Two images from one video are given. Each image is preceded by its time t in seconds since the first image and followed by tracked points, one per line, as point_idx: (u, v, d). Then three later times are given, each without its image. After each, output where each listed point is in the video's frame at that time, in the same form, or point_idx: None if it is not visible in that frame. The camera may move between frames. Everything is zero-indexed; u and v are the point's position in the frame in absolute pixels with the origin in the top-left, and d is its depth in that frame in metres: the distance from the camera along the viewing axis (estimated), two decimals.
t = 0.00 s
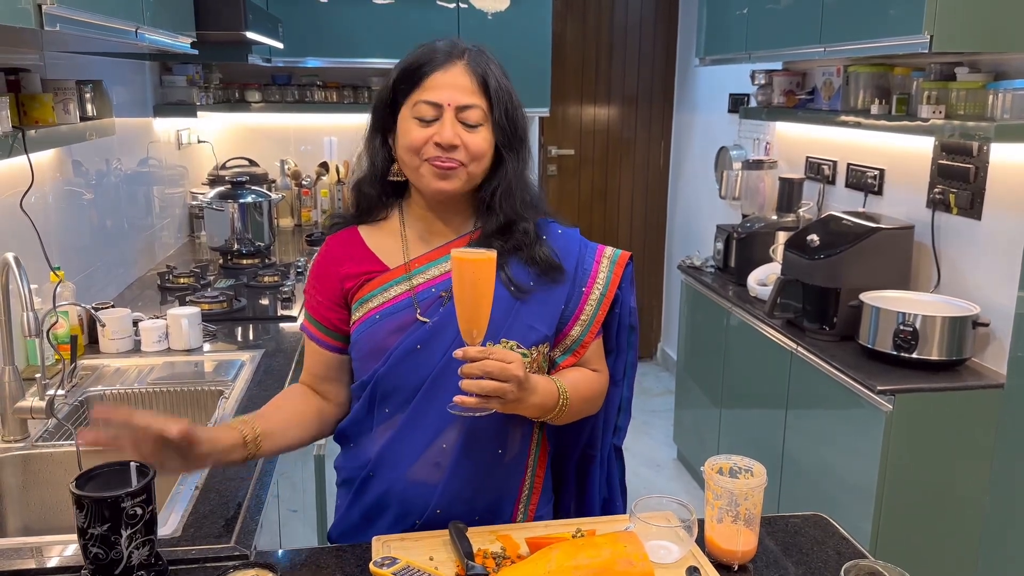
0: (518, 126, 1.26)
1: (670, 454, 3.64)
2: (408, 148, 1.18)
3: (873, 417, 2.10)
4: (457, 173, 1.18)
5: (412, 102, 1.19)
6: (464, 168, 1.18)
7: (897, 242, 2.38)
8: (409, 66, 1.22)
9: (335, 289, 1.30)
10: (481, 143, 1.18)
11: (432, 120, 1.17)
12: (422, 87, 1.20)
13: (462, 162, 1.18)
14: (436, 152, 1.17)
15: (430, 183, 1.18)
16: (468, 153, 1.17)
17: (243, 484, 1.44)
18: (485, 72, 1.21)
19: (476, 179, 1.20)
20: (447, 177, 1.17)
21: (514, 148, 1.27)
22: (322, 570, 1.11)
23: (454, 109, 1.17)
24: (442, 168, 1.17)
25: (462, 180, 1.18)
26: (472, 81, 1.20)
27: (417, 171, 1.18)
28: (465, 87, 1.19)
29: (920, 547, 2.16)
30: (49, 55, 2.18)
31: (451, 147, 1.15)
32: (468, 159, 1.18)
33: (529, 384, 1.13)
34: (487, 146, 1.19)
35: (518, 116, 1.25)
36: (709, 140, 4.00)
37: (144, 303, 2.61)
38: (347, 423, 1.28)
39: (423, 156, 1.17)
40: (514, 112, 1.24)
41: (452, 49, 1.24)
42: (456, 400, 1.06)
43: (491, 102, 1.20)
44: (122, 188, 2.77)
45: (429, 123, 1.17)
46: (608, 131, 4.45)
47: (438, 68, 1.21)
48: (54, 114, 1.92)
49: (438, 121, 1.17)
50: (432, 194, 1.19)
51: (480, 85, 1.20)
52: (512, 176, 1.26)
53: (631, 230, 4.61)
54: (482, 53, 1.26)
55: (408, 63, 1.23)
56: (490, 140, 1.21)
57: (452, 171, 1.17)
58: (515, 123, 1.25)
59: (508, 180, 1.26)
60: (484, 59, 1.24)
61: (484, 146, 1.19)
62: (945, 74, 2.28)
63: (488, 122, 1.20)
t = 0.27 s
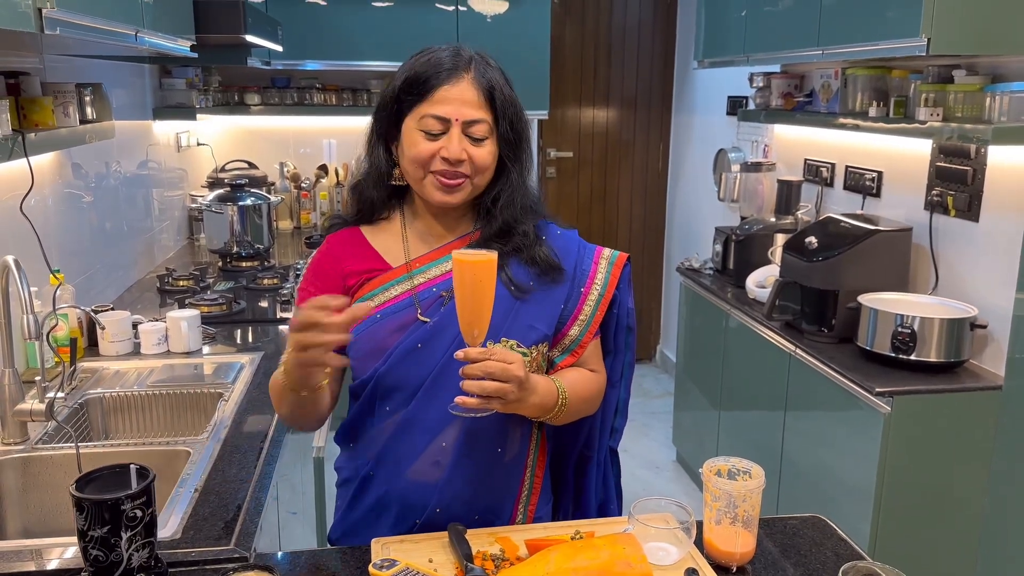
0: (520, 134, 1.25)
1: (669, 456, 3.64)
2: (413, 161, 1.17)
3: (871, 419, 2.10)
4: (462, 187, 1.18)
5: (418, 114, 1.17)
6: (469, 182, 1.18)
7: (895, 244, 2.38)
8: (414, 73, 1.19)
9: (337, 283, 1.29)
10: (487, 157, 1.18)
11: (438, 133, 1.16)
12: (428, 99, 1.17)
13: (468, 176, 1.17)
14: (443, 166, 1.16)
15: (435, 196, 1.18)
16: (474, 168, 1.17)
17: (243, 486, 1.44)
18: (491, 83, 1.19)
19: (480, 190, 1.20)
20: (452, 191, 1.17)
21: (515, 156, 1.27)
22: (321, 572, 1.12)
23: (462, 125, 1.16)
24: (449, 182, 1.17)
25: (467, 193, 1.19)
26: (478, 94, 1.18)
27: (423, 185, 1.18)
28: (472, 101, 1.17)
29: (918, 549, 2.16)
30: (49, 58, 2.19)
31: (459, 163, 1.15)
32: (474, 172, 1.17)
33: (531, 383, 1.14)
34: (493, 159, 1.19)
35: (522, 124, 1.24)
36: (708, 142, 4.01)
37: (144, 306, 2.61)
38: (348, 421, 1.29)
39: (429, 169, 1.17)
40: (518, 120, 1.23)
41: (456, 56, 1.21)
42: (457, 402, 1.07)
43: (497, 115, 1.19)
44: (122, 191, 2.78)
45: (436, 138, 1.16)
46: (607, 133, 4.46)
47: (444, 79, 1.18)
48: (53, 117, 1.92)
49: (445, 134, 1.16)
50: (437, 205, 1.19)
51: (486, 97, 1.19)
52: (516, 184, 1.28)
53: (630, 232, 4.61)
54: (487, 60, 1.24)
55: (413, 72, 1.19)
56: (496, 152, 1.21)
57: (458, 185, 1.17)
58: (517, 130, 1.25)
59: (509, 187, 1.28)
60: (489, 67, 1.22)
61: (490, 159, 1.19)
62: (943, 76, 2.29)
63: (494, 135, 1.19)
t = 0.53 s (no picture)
0: (522, 138, 1.25)
1: (668, 459, 3.64)
2: (414, 162, 1.16)
3: (868, 422, 2.11)
4: (463, 190, 1.17)
5: (419, 116, 1.17)
6: (471, 184, 1.17)
7: (891, 246, 2.38)
8: (415, 76, 1.19)
9: (340, 284, 1.22)
10: (488, 159, 1.18)
11: (439, 135, 1.16)
12: (429, 100, 1.17)
13: (469, 178, 1.17)
14: (444, 168, 1.16)
15: (436, 198, 1.17)
16: (475, 170, 1.17)
17: (240, 488, 1.45)
18: (492, 86, 1.19)
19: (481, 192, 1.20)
20: (453, 193, 1.17)
21: (516, 159, 1.27)
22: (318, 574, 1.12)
23: (463, 126, 1.16)
24: (450, 184, 1.16)
25: (468, 196, 1.18)
26: (480, 96, 1.18)
27: (424, 186, 1.17)
28: (474, 103, 1.17)
29: (915, 551, 2.17)
30: (48, 61, 2.19)
31: (460, 165, 1.14)
32: (474, 174, 1.17)
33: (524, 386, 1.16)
34: (493, 161, 1.19)
35: (523, 127, 1.24)
36: (706, 146, 4.01)
37: (142, 309, 2.61)
38: (349, 423, 1.27)
39: (429, 171, 1.16)
40: (519, 123, 1.23)
41: (457, 59, 1.21)
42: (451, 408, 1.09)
43: (498, 117, 1.19)
44: (120, 194, 2.78)
45: (437, 139, 1.16)
46: (605, 136, 4.47)
47: (445, 81, 1.18)
48: (52, 120, 1.93)
49: (446, 136, 1.16)
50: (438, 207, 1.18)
51: (488, 99, 1.19)
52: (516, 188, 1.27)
53: (628, 234, 4.62)
54: (487, 62, 1.24)
55: (413, 74, 1.19)
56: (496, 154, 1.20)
57: (459, 187, 1.17)
58: (517, 133, 1.24)
59: (509, 192, 1.27)
60: (489, 70, 1.22)
61: (491, 161, 1.19)
62: (938, 80, 2.30)
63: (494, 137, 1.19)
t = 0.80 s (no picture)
0: (522, 143, 1.25)
1: (665, 461, 3.64)
2: (416, 167, 1.17)
3: (864, 424, 2.11)
4: (464, 195, 1.18)
5: (419, 122, 1.17)
6: (472, 189, 1.18)
7: (888, 249, 2.39)
8: (416, 81, 1.19)
9: (340, 287, 1.22)
10: (489, 164, 1.18)
11: (439, 141, 1.16)
12: (430, 106, 1.17)
13: (470, 183, 1.18)
14: (445, 173, 1.16)
15: (437, 204, 1.17)
16: (475, 175, 1.17)
17: (238, 492, 1.45)
18: (493, 91, 1.19)
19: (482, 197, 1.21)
20: (454, 199, 1.17)
21: (517, 164, 1.27)
22: None
23: (464, 132, 1.16)
24: (451, 189, 1.17)
25: (469, 201, 1.19)
26: (480, 101, 1.18)
27: (426, 192, 1.18)
28: (474, 109, 1.17)
29: (913, 553, 2.17)
30: (46, 65, 2.20)
31: (461, 170, 1.15)
32: (476, 179, 1.18)
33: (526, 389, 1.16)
34: (494, 166, 1.19)
35: (523, 132, 1.25)
36: (703, 149, 4.02)
37: (140, 312, 2.61)
38: (350, 427, 1.26)
39: (431, 176, 1.16)
40: (520, 128, 1.24)
41: (457, 64, 1.21)
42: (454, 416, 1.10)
43: (498, 122, 1.19)
44: (118, 198, 2.78)
45: (438, 145, 1.16)
46: (603, 139, 4.47)
47: (445, 86, 1.18)
48: (50, 124, 1.93)
49: (446, 142, 1.16)
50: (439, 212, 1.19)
51: (488, 104, 1.19)
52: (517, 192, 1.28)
53: (626, 237, 4.63)
54: (487, 67, 1.24)
55: (414, 79, 1.19)
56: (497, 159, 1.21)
57: (460, 192, 1.17)
58: (518, 138, 1.24)
59: (509, 196, 1.27)
60: (490, 75, 1.22)
61: (492, 166, 1.19)
62: (934, 83, 2.30)
63: (495, 142, 1.19)
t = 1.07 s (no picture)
0: (521, 149, 1.25)
1: (664, 464, 3.65)
2: (414, 176, 1.17)
3: (862, 427, 2.12)
4: (463, 203, 1.18)
5: (417, 131, 1.17)
6: (472, 197, 1.17)
7: (885, 252, 2.40)
8: (414, 90, 1.19)
9: (341, 288, 1.22)
10: (488, 171, 1.18)
11: (437, 149, 1.16)
12: (427, 114, 1.17)
13: (470, 191, 1.17)
14: (444, 182, 1.16)
15: (437, 212, 1.17)
16: (474, 183, 1.17)
17: (236, 495, 1.45)
18: (490, 98, 1.19)
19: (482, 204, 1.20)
20: (453, 208, 1.17)
21: (517, 170, 1.26)
22: None
23: (461, 140, 1.16)
24: (450, 198, 1.16)
25: (469, 208, 1.19)
26: (478, 108, 1.18)
27: (425, 200, 1.18)
28: (471, 116, 1.17)
29: (910, 556, 2.17)
30: (44, 69, 2.20)
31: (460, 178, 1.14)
32: (475, 187, 1.17)
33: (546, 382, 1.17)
34: (493, 173, 1.19)
35: (522, 137, 1.24)
36: (701, 153, 4.03)
37: (138, 316, 2.61)
38: (353, 429, 1.26)
39: (430, 185, 1.16)
40: (518, 133, 1.23)
41: (454, 71, 1.20)
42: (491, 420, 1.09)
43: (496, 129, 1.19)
44: (116, 202, 2.78)
45: (436, 153, 1.16)
46: (601, 143, 4.48)
47: (442, 94, 1.17)
48: (48, 128, 1.94)
49: (444, 150, 1.16)
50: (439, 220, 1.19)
51: (485, 111, 1.18)
52: (517, 198, 1.28)
53: (623, 240, 4.63)
54: (484, 72, 1.23)
55: (411, 88, 1.19)
56: (495, 166, 1.21)
57: (460, 200, 1.17)
58: (516, 144, 1.24)
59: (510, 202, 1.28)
60: (487, 82, 1.21)
61: (490, 173, 1.19)
62: (931, 87, 2.31)
63: (493, 149, 1.19)
